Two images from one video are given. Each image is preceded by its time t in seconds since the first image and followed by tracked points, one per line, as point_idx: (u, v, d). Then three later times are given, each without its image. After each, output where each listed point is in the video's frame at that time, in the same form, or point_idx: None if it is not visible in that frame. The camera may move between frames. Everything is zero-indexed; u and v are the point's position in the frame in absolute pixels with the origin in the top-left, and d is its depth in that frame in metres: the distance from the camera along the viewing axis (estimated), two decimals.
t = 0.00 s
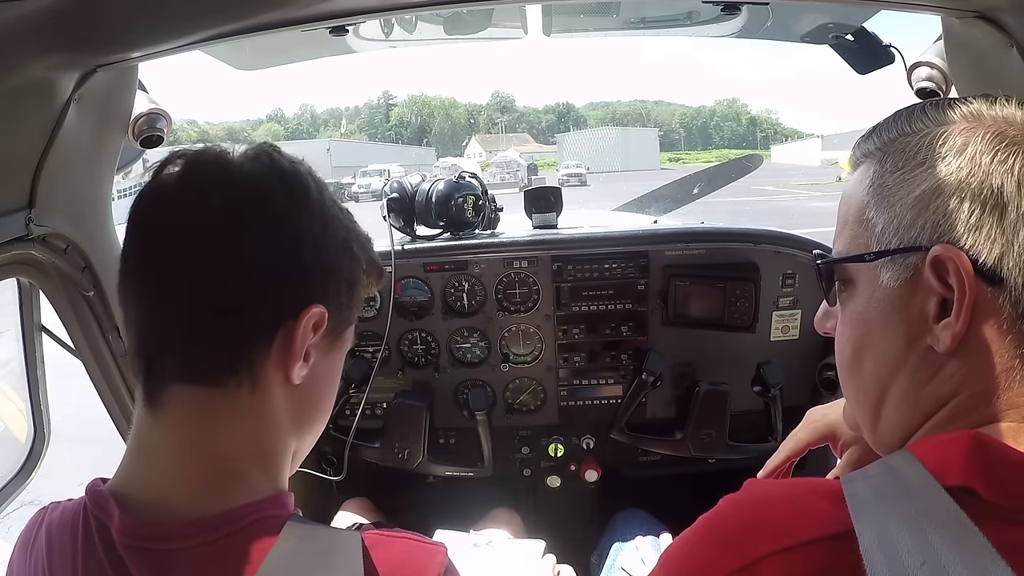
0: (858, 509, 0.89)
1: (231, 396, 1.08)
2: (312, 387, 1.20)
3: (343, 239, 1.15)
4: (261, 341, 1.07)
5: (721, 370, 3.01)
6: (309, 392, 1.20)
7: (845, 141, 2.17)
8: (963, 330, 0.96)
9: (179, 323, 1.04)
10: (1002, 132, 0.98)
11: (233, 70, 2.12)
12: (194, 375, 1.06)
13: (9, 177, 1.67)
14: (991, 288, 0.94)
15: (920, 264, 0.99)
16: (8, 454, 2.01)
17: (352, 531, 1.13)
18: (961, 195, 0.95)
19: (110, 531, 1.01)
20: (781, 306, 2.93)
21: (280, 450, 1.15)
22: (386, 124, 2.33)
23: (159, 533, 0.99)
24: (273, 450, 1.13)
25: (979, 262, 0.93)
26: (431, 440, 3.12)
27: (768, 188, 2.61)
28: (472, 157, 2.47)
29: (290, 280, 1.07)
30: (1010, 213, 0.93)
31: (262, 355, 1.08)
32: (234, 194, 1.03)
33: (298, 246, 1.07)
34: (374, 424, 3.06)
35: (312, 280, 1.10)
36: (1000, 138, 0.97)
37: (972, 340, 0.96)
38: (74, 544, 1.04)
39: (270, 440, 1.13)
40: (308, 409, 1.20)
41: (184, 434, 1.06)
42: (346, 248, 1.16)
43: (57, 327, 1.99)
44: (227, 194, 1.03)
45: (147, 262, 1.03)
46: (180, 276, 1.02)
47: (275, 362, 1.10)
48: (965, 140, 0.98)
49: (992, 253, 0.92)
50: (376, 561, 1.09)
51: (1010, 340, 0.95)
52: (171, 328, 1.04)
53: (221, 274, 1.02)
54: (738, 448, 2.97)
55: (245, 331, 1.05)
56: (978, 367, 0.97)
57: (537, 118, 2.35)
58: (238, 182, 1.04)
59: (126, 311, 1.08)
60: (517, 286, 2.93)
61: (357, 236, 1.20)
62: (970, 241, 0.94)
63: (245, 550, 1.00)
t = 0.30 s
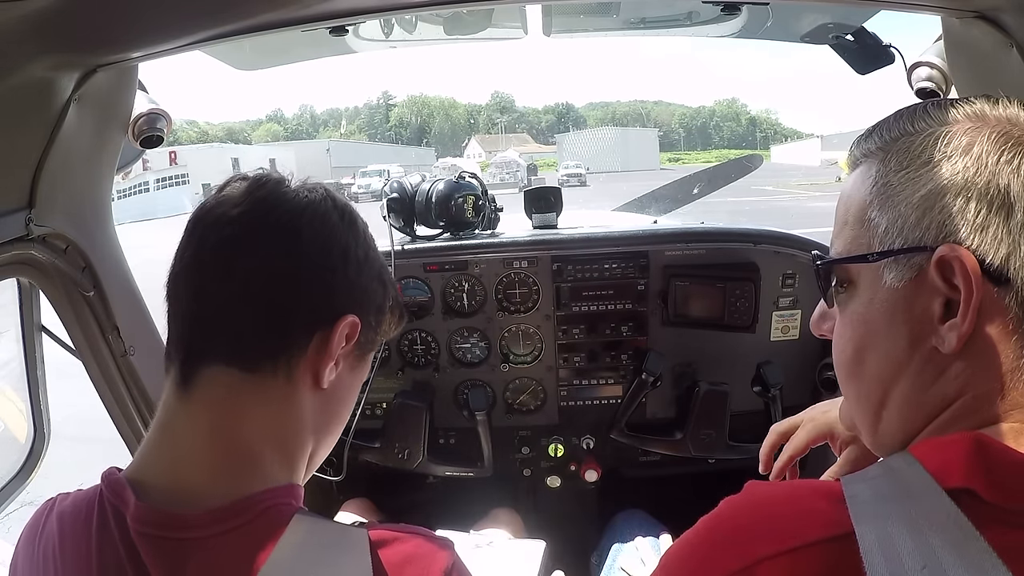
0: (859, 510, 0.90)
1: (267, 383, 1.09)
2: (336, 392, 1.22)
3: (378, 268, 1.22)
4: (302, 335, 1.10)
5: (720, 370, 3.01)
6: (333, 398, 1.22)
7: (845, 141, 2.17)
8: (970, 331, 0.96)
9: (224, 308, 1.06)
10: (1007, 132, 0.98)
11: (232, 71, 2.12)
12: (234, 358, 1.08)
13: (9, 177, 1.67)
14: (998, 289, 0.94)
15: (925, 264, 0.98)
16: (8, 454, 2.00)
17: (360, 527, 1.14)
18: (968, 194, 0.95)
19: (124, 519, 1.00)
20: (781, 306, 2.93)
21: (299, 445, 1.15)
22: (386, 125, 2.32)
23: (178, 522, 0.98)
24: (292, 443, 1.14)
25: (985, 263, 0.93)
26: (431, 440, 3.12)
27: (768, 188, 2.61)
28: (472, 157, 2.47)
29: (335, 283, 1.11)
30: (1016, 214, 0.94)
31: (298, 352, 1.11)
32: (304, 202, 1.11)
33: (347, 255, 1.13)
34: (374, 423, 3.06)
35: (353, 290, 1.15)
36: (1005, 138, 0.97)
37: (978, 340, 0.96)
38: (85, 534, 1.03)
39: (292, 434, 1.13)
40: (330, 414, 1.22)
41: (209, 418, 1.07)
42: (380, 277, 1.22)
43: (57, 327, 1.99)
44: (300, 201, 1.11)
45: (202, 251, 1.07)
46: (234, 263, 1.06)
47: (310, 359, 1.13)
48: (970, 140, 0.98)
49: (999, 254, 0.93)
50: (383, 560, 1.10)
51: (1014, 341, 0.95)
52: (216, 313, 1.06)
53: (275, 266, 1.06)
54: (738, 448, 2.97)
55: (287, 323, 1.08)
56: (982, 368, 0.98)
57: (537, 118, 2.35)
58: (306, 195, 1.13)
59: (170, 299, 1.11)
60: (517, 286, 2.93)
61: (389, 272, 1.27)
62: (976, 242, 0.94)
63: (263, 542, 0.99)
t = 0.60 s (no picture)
0: (859, 509, 0.90)
1: (268, 384, 1.09)
2: (338, 394, 1.22)
3: (380, 271, 1.22)
4: (302, 337, 1.10)
5: (720, 370, 3.01)
6: (335, 400, 1.22)
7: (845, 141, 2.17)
8: (980, 330, 0.96)
9: (225, 309, 1.06)
10: (1016, 131, 0.99)
11: (232, 70, 2.12)
12: (235, 360, 1.08)
13: (9, 177, 1.67)
14: (1009, 287, 0.94)
15: (935, 261, 0.98)
16: (8, 454, 2.00)
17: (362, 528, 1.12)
18: (981, 192, 0.96)
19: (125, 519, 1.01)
20: (781, 306, 2.93)
21: (300, 445, 1.15)
22: (386, 125, 2.32)
23: (176, 524, 0.98)
24: (294, 444, 1.14)
25: (998, 261, 0.93)
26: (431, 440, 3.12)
27: (768, 188, 2.61)
28: (472, 157, 2.47)
29: (336, 284, 1.11)
30: None
31: (298, 354, 1.10)
32: (305, 203, 1.12)
33: (348, 257, 1.13)
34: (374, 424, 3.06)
35: (354, 292, 1.14)
36: (1016, 137, 0.98)
37: (989, 338, 0.97)
38: (85, 533, 1.03)
39: (293, 435, 1.13)
40: (332, 415, 1.22)
41: (211, 418, 1.07)
42: (382, 279, 1.22)
43: (57, 327, 1.99)
44: (301, 203, 1.11)
45: (204, 251, 1.07)
46: (236, 264, 1.06)
47: (310, 360, 1.12)
48: (984, 139, 0.99)
49: (1012, 252, 0.93)
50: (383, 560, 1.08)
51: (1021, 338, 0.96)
52: (217, 314, 1.06)
53: (277, 266, 1.06)
54: (738, 448, 2.98)
55: (288, 324, 1.08)
56: (990, 365, 0.98)
57: (537, 118, 2.35)
58: (308, 197, 1.13)
59: (172, 300, 1.12)
60: (517, 286, 2.93)
61: (390, 275, 1.27)
62: (990, 239, 0.94)
63: (260, 545, 0.99)
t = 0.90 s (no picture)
0: (862, 508, 0.90)
1: (253, 385, 1.09)
2: (327, 391, 1.22)
3: (366, 262, 1.21)
4: (287, 335, 1.09)
5: (721, 370, 3.01)
6: (324, 398, 1.22)
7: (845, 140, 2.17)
8: (982, 330, 0.96)
9: (210, 309, 1.06)
10: (1020, 130, 0.99)
11: (232, 70, 2.12)
12: (220, 360, 1.08)
13: (9, 177, 1.68)
14: (1012, 288, 0.94)
15: (937, 262, 0.98)
16: (8, 454, 2.01)
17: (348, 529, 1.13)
18: (983, 193, 0.96)
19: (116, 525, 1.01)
20: (781, 306, 2.93)
21: (290, 445, 1.15)
22: (386, 125, 2.31)
23: (163, 533, 0.98)
24: (283, 445, 1.14)
25: (1001, 263, 0.93)
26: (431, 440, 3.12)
27: (768, 188, 2.61)
28: (472, 157, 2.47)
29: (321, 279, 1.11)
30: None
31: (283, 354, 1.10)
32: (286, 195, 1.11)
33: (332, 250, 1.12)
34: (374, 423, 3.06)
35: (339, 286, 1.14)
36: (1019, 137, 0.98)
37: (989, 338, 0.97)
38: (75, 537, 1.04)
39: (281, 436, 1.13)
40: (321, 413, 1.22)
41: (196, 422, 1.07)
42: (368, 270, 1.22)
43: (57, 327, 1.99)
44: (282, 195, 1.11)
45: (186, 250, 1.07)
46: (218, 262, 1.06)
47: (297, 359, 1.12)
48: (986, 139, 0.99)
49: (1013, 253, 0.93)
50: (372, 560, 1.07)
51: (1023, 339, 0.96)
52: (201, 314, 1.06)
53: (260, 263, 1.06)
54: (738, 448, 2.98)
55: (272, 323, 1.08)
56: (990, 366, 0.98)
57: (537, 118, 2.35)
58: (289, 188, 1.12)
59: (156, 299, 1.11)
60: (517, 286, 2.93)
61: (377, 265, 1.26)
62: (993, 240, 0.94)
63: (246, 551, 0.99)
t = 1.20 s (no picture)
0: (863, 508, 0.90)
1: (242, 385, 1.09)
2: (319, 391, 1.22)
3: (356, 260, 1.21)
4: (277, 334, 1.09)
5: (721, 370, 3.01)
6: (316, 398, 1.22)
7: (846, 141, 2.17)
8: (981, 331, 0.96)
9: (199, 309, 1.06)
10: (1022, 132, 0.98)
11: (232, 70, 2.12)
12: (209, 360, 1.08)
13: (10, 177, 1.68)
14: (1012, 290, 0.93)
15: (937, 262, 0.98)
16: (8, 454, 2.01)
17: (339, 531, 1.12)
18: (983, 193, 0.96)
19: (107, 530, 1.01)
20: (781, 306, 2.93)
21: (281, 447, 1.15)
22: (386, 124, 2.31)
23: (153, 538, 0.98)
24: (273, 446, 1.14)
25: (1001, 265, 0.93)
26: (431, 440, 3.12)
27: (768, 188, 2.61)
28: (472, 157, 2.46)
29: (311, 277, 1.11)
30: None
31: (271, 353, 1.10)
32: (274, 193, 1.11)
33: (322, 248, 1.12)
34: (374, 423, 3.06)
35: (329, 284, 1.14)
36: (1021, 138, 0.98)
37: (988, 339, 0.96)
38: (68, 539, 1.04)
39: (270, 438, 1.13)
40: (312, 413, 1.22)
41: (186, 424, 1.07)
42: (359, 268, 1.22)
43: (57, 327, 1.99)
44: (270, 193, 1.11)
45: (174, 250, 1.07)
46: (206, 262, 1.06)
47: (286, 359, 1.12)
48: (987, 139, 0.99)
49: (1014, 254, 0.93)
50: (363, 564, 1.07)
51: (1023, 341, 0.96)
52: (190, 315, 1.06)
53: (249, 262, 1.06)
54: (738, 448, 2.98)
55: (260, 322, 1.07)
56: (988, 367, 0.98)
57: (537, 118, 2.35)
58: (277, 187, 1.13)
59: (145, 300, 1.11)
60: (517, 286, 2.93)
61: (368, 263, 1.26)
62: (995, 240, 0.94)
63: (236, 555, 1.00)
